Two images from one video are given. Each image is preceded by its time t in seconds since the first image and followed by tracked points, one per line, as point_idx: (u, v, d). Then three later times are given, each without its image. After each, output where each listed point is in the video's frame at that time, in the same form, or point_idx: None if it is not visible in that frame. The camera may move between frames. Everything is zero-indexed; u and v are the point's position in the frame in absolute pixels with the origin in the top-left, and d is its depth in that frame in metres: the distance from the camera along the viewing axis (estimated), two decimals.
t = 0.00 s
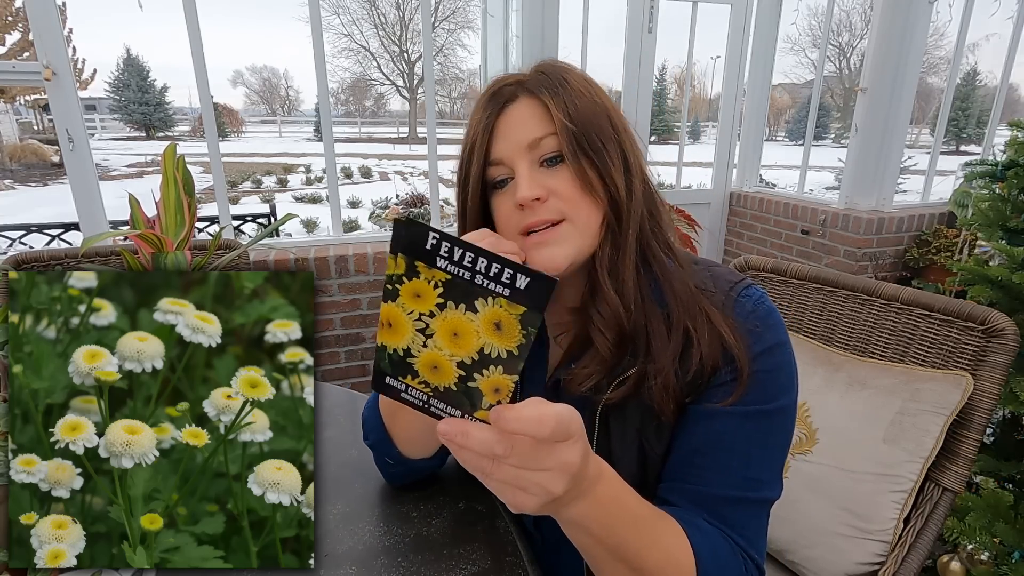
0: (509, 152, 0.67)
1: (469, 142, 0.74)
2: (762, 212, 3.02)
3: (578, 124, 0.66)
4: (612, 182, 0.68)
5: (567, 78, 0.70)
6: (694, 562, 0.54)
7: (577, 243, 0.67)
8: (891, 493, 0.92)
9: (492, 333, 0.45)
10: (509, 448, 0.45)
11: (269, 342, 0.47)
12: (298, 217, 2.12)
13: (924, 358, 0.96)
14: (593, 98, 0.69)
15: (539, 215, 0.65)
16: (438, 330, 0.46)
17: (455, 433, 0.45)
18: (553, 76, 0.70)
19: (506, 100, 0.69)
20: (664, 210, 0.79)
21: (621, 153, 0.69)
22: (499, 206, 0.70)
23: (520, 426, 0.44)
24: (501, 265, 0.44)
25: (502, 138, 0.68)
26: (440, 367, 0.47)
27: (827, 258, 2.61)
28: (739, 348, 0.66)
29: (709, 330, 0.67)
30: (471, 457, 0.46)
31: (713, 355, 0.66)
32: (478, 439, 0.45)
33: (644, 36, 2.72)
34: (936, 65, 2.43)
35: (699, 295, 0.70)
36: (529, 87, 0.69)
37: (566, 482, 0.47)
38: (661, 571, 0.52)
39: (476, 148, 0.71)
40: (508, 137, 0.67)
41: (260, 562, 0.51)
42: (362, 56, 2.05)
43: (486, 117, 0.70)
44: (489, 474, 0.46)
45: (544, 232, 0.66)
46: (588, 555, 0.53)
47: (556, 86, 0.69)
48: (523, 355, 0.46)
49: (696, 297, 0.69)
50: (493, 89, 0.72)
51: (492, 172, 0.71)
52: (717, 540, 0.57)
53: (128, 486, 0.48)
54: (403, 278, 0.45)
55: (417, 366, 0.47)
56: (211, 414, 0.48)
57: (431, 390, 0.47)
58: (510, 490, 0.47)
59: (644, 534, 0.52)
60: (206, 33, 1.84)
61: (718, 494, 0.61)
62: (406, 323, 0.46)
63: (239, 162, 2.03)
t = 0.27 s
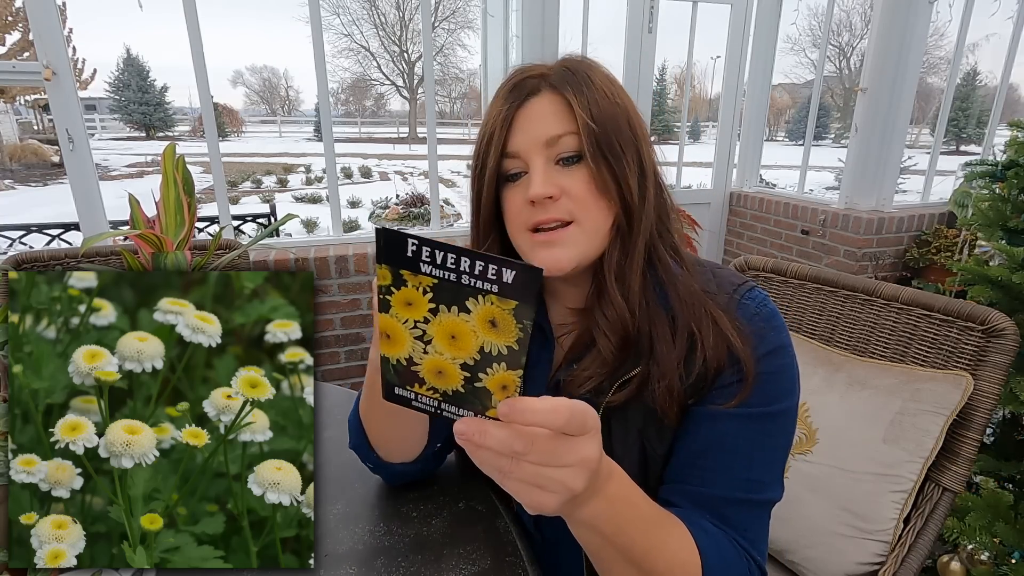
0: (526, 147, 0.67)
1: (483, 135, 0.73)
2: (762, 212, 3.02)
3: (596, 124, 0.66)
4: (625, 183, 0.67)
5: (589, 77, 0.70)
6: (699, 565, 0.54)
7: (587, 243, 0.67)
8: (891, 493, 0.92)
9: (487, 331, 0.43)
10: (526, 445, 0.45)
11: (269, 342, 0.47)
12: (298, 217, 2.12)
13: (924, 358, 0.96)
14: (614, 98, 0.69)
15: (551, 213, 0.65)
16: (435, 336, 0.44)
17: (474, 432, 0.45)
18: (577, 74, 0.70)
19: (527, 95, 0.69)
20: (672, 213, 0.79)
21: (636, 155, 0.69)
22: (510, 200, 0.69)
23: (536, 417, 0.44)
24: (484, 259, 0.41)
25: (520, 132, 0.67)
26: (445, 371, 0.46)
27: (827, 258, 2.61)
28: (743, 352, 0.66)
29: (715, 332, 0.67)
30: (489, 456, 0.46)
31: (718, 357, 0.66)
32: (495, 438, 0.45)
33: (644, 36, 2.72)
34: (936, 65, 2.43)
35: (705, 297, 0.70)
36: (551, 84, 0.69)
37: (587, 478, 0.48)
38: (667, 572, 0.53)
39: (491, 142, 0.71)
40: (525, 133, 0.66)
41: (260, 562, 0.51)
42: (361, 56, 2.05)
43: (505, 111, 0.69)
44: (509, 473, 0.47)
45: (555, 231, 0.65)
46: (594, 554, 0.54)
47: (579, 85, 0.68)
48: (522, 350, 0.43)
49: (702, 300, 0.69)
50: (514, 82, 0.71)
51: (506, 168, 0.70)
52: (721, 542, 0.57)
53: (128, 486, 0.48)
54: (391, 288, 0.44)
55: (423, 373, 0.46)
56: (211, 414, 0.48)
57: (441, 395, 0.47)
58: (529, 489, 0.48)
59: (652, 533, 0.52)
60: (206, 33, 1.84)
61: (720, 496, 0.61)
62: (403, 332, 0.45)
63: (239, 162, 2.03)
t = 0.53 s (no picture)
0: (532, 151, 0.65)
1: (488, 135, 0.72)
2: (762, 212, 3.02)
3: (605, 130, 0.65)
4: (630, 189, 0.67)
5: (600, 79, 0.68)
6: (698, 561, 0.54)
7: (589, 250, 0.67)
8: (891, 493, 0.92)
9: (484, 323, 0.43)
10: (530, 436, 0.46)
11: (269, 342, 0.47)
12: (298, 217, 2.12)
13: (924, 358, 0.96)
14: (623, 102, 0.67)
15: (555, 221, 0.64)
16: (432, 332, 0.44)
17: (476, 427, 0.45)
18: (587, 76, 0.68)
19: (535, 96, 0.67)
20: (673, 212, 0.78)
21: (643, 160, 0.68)
22: (515, 203, 0.69)
23: (538, 405, 0.44)
24: (479, 250, 0.41)
25: (528, 135, 0.65)
26: (444, 367, 0.45)
27: (827, 258, 2.61)
28: (745, 352, 0.66)
29: (717, 334, 0.67)
30: (493, 451, 0.47)
31: (718, 357, 0.66)
32: (498, 431, 0.45)
33: (644, 36, 2.72)
34: (936, 65, 2.43)
35: (707, 299, 0.70)
36: (560, 85, 0.67)
37: (590, 466, 0.48)
38: (668, 568, 0.53)
39: (496, 145, 0.69)
40: (531, 138, 0.65)
41: (260, 562, 0.51)
42: (361, 56, 2.05)
43: (511, 113, 0.67)
44: (513, 466, 0.47)
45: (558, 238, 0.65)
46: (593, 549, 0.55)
47: (590, 88, 0.66)
48: (521, 339, 0.43)
49: (704, 302, 0.69)
50: (522, 82, 0.69)
51: (511, 172, 0.69)
52: (720, 540, 0.57)
53: (128, 486, 0.48)
54: (385, 287, 0.43)
55: (421, 372, 0.46)
56: (211, 414, 0.48)
57: (441, 393, 0.46)
58: (533, 481, 0.48)
59: (652, 529, 0.53)
60: (206, 34, 1.84)
61: (719, 494, 0.61)
62: (399, 331, 0.45)
63: (239, 162, 2.03)
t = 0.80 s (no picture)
0: (539, 153, 0.65)
1: (493, 135, 0.71)
2: (762, 212, 3.02)
3: (612, 134, 0.65)
4: (634, 193, 0.67)
5: (610, 81, 0.68)
6: (702, 561, 0.54)
7: (590, 253, 0.67)
8: (891, 493, 0.92)
9: (487, 324, 0.42)
10: (541, 438, 0.47)
11: (269, 342, 0.47)
12: (298, 217, 2.13)
13: (924, 358, 0.96)
14: (632, 105, 0.67)
15: (559, 225, 0.65)
16: (436, 336, 0.44)
17: (486, 432, 0.46)
18: (598, 78, 0.67)
19: (544, 97, 0.66)
20: (675, 213, 0.78)
21: (648, 164, 0.68)
22: (519, 205, 0.69)
23: (547, 406, 0.45)
24: (477, 248, 0.40)
25: (536, 137, 0.65)
26: (450, 372, 0.45)
27: (827, 258, 2.61)
28: (746, 353, 0.65)
29: (718, 335, 0.66)
30: (504, 455, 0.47)
31: (719, 358, 0.66)
32: (508, 435, 0.46)
33: (644, 36, 2.72)
34: (936, 65, 2.43)
35: (708, 301, 0.70)
36: (569, 87, 0.66)
37: (602, 465, 0.49)
38: (674, 569, 0.53)
39: (502, 146, 0.69)
40: (539, 141, 0.65)
41: (260, 562, 0.51)
42: (362, 56, 2.05)
43: (519, 113, 0.66)
44: (526, 469, 0.48)
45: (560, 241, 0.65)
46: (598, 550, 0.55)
47: (599, 91, 0.66)
48: (525, 339, 0.42)
49: (705, 303, 0.69)
50: (531, 82, 0.68)
51: (516, 173, 0.68)
52: (723, 540, 0.57)
53: (128, 486, 0.48)
54: (388, 291, 0.43)
55: (427, 378, 0.46)
56: (211, 414, 0.48)
57: (448, 398, 0.46)
58: (546, 483, 0.49)
59: (658, 529, 0.53)
60: (206, 34, 1.84)
61: (721, 494, 0.61)
62: (404, 337, 0.45)
63: (239, 162, 2.03)
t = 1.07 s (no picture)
0: (544, 157, 0.65)
1: (498, 136, 0.71)
2: (762, 212, 3.02)
3: (618, 138, 0.64)
4: (639, 197, 0.67)
5: (617, 84, 0.67)
6: (706, 560, 0.55)
7: (593, 256, 0.67)
8: (891, 493, 0.92)
9: (489, 319, 0.42)
10: (550, 432, 0.46)
11: (269, 342, 0.47)
12: (298, 217, 2.13)
13: (924, 358, 0.96)
14: (638, 109, 0.67)
15: (563, 229, 0.65)
16: (438, 335, 0.44)
17: (495, 429, 0.46)
18: (604, 81, 0.67)
19: (550, 100, 0.65)
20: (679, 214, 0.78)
21: (653, 167, 0.68)
22: (523, 208, 0.69)
23: (551, 398, 0.45)
24: (474, 243, 0.40)
25: (541, 140, 0.65)
26: (454, 371, 0.45)
27: (827, 258, 2.61)
28: (749, 354, 0.65)
29: (720, 336, 0.66)
30: (511, 452, 0.47)
31: (721, 359, 0.66)
32: (515, 430, 0.46)
33: (644, 36, 2.72)
34: (936, 65, 2.43)
35: (710, 302, 0.70)
36: (576, 90, 0.66)
37: (611, 457, 0.49)
38: (679, 566, 0.53)
39: (507, 149, 0.69)
40: (544, 145, 0.65)
41: (260, 562, 0.51)
42: (362, 56, 2.05)
43: (525, 117, 0.66)
44: (535, 464, 0.48)
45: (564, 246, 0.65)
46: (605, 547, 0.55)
47: (606, 95, 0.65)
48: (526, 333, 0.42)
49: (707, 305, 0.69)
50: (537, 84, 0.68)
51: (520, 176, 0.68)
52: (726, 538, 0.57)
53: (128, 486, 0.48)
54: (388, 293, 0.43)
55: (432, 379, 0.46)
56: (211, 414, 0.48)
57: (454, 398, 0.46)
58: (556, 478, 0.49)
59: (663, 526, 0.53)
60: (206, 34, 1.84)
61: (724, 493, 0.61)
62: (406, 339, 0.45)
63: (239, 162, 2.03)
